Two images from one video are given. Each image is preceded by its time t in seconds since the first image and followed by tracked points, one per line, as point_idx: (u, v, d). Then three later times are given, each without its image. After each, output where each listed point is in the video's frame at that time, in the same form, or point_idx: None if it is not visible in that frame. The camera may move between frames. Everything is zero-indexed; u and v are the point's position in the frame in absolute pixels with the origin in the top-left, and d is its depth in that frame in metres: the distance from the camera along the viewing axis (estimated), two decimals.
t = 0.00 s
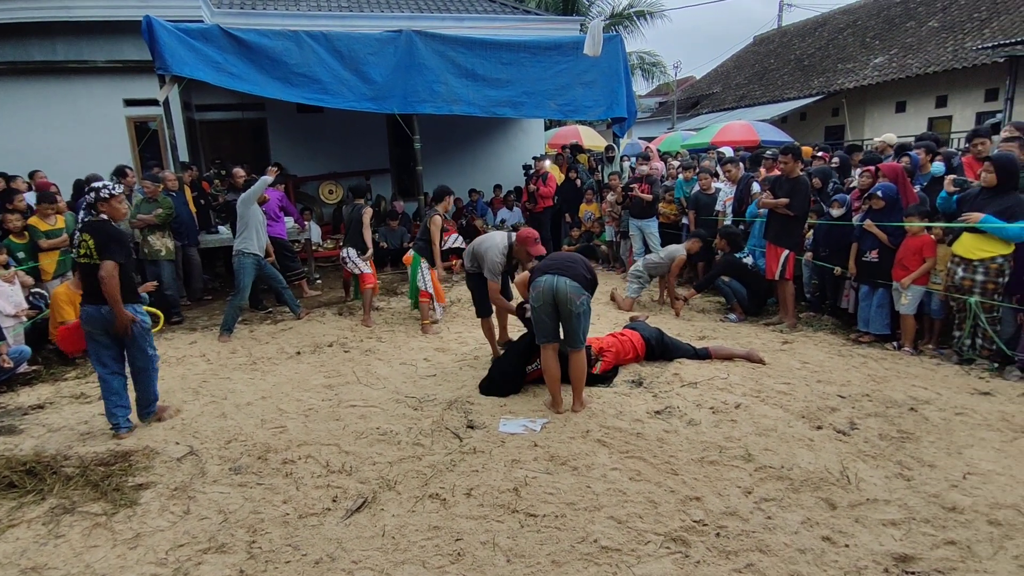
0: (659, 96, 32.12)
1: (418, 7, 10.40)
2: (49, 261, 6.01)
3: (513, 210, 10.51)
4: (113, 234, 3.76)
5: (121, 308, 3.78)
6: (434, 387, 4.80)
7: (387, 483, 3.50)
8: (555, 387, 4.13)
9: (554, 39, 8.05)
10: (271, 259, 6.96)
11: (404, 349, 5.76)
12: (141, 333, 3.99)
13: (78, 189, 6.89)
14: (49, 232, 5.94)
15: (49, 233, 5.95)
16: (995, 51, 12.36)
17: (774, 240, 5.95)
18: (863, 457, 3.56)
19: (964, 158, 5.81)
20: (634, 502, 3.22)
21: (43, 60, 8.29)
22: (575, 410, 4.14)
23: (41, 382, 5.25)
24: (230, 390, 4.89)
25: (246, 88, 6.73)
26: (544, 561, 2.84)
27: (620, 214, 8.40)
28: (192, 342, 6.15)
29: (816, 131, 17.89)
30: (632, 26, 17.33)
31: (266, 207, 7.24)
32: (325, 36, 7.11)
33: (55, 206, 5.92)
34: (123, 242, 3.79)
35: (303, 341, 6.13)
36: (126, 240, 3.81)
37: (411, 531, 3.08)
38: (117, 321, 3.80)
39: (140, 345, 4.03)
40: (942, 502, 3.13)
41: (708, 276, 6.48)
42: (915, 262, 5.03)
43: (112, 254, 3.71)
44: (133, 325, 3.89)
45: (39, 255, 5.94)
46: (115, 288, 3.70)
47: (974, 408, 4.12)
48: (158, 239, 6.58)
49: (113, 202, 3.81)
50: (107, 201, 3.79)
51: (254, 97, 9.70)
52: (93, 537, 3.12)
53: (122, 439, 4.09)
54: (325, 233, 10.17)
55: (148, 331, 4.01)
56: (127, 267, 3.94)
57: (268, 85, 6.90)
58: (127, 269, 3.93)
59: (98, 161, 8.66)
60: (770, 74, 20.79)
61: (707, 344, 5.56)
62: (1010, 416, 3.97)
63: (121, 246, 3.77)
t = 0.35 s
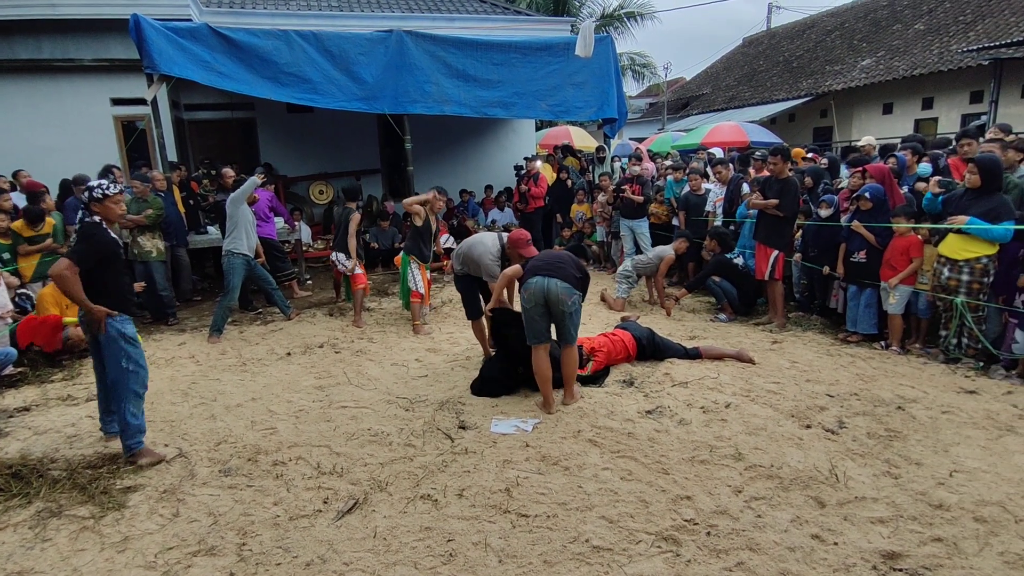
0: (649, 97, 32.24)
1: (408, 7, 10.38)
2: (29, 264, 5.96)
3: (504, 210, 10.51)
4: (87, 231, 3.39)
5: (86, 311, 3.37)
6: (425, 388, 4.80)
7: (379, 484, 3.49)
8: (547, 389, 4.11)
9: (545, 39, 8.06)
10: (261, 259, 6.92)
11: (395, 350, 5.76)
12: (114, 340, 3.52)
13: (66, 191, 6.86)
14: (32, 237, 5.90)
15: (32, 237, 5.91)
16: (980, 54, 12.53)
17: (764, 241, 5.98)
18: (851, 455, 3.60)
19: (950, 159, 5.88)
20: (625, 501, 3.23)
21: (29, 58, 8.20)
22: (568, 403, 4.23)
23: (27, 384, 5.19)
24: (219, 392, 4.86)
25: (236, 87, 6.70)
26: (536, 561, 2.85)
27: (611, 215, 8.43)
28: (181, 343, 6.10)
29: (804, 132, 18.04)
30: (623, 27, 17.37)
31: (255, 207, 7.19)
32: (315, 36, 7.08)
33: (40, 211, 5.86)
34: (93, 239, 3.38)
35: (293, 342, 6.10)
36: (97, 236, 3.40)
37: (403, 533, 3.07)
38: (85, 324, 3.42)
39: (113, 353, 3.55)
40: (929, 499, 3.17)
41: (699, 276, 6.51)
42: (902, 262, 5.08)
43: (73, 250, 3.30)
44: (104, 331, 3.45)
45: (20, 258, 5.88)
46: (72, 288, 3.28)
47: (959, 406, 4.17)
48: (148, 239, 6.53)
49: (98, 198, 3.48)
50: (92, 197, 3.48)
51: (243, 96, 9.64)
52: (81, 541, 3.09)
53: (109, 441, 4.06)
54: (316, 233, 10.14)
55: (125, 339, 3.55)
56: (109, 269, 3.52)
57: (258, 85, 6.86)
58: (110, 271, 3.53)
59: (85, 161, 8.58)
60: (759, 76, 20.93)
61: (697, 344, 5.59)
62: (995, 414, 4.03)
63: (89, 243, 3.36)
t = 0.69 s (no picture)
0: (642, 98, 32.31)
1: (401, 7, 10.36)
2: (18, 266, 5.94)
3: (498, 210, 10.54)
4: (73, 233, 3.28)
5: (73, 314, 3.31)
6: (419, 389, 4.79)
7: (373, 485, 3.48)
8: (528, 381, 4.21)
9: (539, 39, 8.06)
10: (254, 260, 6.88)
11: (388, 350, 5.74)
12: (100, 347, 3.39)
13: (57, 192, 6.79)
14: (21, 241, 5.89)
15: (21, 241, 5.89)
16: (969, 55, 12.63)
17: (757, 241, 6.01)
18: (844, 454, 3.62)
19: (941, 158, 5.90)
20: (620, 501, 3.23)
21: (18, 58, 8.13)
22: (562, 403, 4.24)
23: (17, 386, 5.15)
24: (212, 393, 4.83)
25: (229, 87, 6.67)
26: (531, 561, 2.85)
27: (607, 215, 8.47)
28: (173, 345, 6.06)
29: (796, 133, 18.12)
30: (616, 28, 17.41)
31: (248, 207, 7.17)
32: (308, 36, 7.05)
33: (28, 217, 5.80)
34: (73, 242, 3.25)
35: (286, 343, 6.07)
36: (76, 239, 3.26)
37: (397, 534, 3.06)
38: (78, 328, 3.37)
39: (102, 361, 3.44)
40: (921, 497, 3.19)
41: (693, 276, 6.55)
42: (892, 262, 5.12)
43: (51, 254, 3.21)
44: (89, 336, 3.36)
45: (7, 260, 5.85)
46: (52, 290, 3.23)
47: (951, 404, 4.20)
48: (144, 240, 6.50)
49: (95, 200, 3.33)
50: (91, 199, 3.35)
51: (235, 96, 9.59)
52: (72, 544, 3.07)
53: (100, 444, 4.03)
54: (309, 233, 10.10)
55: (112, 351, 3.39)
56: (101, 274, 3.37)
57: (250, 85, 6.84)
58: (103, 276, 3.38)
59: (76, 161, 8.52)
60: (752, 76, 21.01)
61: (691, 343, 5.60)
62: (986, 412, 4.06)
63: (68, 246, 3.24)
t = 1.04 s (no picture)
0: (637, 98, 32.38)
1: (396, 7, 10.34)
2: (10, 265, 5.95)
3: (493, 210, 10.54)
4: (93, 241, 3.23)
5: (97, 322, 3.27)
6: (415, 389, 4.78)
7: (368, 486, 3.47)
8: (520, 384, 4.21)
9: (534, 40, 8.06)
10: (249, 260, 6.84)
11: (384, 351, 5.73)
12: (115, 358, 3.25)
13: (50, 192, 6.74)
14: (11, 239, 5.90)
15: (11, 241, 5.92)
16: (961, 57, 12.72)
17: (752, 241, 6.03)
18: (839, 454, 3.63)
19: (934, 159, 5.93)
20: (616, 501, 3.23)
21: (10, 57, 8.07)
22: (556, 404, 4.24)
23: (8, 388, 5.10)
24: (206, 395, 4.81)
25: (222, 87, 6.64)
26: (526, 562, 2.84)
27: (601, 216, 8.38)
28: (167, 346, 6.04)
29: (790, 134, 18.19)
30: (611, 29, 17.45)
31: (243, 208, 7.15)
32: (303, 36, 7.03)
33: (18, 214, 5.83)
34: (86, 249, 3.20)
35: (281, 343, 6.05)
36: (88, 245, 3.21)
37: (392, 535, 3.05)
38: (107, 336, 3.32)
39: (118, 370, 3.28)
40: (916, 497, 3.20)
41: (687, 277, 6.56)
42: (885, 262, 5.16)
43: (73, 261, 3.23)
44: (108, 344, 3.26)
45: None
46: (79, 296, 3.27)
47: (944, 404, 4.22)
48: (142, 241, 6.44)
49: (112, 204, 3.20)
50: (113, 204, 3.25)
51: (230, 96, 9.55)
52: (64, 547, 3.05)
53: (92, 447, 4.00)
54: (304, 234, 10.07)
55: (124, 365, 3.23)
56: (113, 282, 3.22)
57: (244, 85, 6.81)
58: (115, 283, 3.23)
59: (69, 161, 8.47)
60: (746, 77, 21.08)
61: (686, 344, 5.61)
62: (979, 412, 4.08)
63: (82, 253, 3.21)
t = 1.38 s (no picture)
0: (634, 99, 32.40)
1: (394, 7, 10.33)
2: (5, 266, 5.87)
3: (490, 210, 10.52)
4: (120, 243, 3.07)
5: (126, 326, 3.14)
6: (412, 390, 4.77)
7: (365, 487, 3.46)
8: (516, 384, 4.21)
9: (532, 40, 8.06)
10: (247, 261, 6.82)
11: (381, 352, 5.72)
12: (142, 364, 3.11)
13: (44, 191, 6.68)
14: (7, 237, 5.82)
15: (7, 237, 5.83)
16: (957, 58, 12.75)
17: (750, 241, 6.04)
18: (836, 454, 3.63)
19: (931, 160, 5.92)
20: (614, 502, 3.23)
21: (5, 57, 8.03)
22: (553, 404, 4.24)
23: (3, 389, 5.08)
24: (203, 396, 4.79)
25: (219, 87, 6.62)
26: (524, 564, 2.83)
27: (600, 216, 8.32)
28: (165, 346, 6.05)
29: (787, 135, 18.23)
30: (608, 29, 17.46)
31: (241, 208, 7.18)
32: (300, 36, 7.01)
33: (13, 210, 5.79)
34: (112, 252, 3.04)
35: (278, 344, 6.04)
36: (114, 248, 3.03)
37: (390, 537, 3.04)
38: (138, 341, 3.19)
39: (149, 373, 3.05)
40: (913, 497, 3.20)
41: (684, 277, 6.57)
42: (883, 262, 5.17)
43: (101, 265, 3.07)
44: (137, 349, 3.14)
45: None
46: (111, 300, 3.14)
47: (941, 404, 4.22)
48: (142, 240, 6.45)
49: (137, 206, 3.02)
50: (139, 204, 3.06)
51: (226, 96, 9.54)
52: (60, 549, 3.03)
53: (88, 448, 3.99)
54: (301, 234, 10.05)
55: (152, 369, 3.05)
56: (139, 286, 3.06)
57: (241, 85, 6.80)
58: (142, 286, 3.06)
59: (65, 162, 8.44)
60: (743, 78, 21.12)
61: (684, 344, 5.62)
62: (975, 412, 4.09)
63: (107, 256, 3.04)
